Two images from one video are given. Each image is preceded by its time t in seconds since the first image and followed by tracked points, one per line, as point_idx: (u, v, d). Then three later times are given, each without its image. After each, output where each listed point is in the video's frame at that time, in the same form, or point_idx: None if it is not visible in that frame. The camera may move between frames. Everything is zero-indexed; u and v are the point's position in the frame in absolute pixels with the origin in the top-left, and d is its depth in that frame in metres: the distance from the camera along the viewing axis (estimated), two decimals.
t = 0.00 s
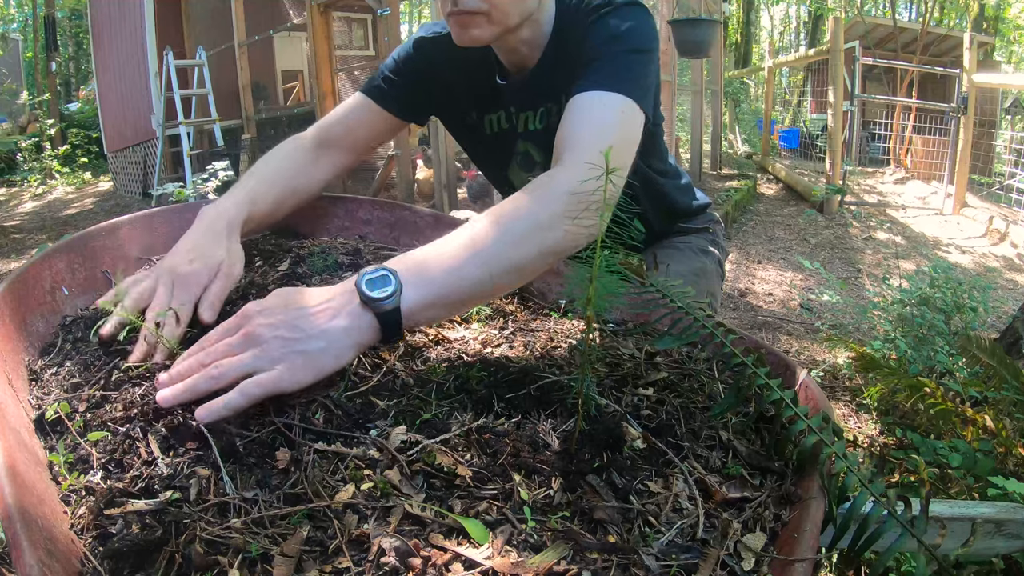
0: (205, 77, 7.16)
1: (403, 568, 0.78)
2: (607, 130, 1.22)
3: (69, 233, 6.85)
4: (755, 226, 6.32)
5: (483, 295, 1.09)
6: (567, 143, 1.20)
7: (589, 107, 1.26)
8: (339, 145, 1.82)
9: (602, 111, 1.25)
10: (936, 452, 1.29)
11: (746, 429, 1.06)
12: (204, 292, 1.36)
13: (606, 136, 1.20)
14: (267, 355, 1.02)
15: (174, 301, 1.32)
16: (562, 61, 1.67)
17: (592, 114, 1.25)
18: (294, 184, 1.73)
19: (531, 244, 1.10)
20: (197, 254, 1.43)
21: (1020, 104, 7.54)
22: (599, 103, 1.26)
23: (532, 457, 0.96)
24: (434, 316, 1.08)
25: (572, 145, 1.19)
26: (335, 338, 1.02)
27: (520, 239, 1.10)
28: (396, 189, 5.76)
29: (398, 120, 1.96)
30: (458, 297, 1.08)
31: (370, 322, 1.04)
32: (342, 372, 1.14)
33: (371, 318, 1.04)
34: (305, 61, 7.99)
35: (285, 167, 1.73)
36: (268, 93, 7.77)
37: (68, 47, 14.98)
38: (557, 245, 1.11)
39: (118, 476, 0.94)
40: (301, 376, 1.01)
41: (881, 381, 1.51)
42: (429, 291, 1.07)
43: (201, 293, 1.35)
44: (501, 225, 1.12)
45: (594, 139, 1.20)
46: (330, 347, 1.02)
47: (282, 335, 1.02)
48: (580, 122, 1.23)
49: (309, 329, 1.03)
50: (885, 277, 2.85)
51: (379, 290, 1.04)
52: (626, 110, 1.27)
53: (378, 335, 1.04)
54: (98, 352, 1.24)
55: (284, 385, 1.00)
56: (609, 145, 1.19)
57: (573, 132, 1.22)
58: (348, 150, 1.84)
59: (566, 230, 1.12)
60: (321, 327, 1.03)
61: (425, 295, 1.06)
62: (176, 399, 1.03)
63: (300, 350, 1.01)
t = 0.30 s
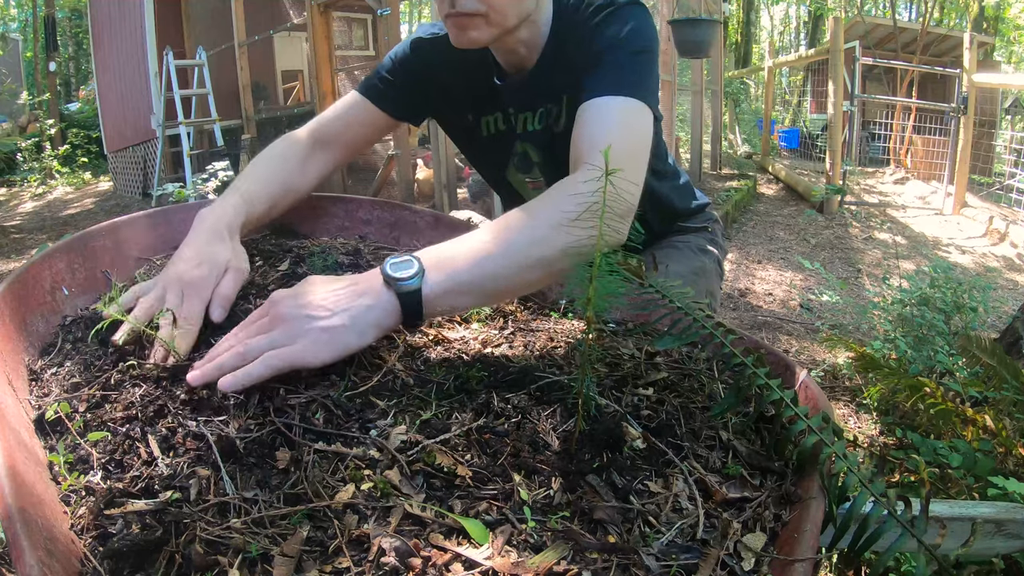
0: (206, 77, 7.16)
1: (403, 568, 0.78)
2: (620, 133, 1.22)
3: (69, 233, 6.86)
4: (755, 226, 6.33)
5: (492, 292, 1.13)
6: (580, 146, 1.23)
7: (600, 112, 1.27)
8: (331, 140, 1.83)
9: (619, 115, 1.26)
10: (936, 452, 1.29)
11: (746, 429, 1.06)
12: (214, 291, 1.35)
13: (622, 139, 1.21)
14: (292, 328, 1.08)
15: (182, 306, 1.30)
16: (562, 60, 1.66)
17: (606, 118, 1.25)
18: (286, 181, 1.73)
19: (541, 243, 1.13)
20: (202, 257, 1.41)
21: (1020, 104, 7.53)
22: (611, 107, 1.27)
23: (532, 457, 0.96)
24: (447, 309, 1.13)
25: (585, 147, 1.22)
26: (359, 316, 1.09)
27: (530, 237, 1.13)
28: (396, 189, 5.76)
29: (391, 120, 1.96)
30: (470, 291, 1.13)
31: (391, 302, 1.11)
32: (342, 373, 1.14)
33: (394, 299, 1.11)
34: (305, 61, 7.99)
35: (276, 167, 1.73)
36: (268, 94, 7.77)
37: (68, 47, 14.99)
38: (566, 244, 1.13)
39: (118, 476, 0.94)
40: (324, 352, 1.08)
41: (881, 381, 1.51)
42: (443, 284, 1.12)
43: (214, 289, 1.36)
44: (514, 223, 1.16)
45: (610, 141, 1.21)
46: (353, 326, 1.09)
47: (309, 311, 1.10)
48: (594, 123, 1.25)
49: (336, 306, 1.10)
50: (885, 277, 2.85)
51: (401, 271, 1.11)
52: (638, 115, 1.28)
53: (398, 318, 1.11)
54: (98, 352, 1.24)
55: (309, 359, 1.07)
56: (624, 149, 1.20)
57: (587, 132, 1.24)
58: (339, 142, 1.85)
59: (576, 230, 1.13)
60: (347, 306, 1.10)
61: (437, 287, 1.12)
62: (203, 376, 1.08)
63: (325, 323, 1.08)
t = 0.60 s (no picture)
0: (205, 77, 7.16)
1: (403, 568, 0.78)
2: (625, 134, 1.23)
3: (69, 233, 6.86)
4: (755, 226, 6.32)
5: (480, 277, 1.15)
6: (579, 137, 1.23)
7: (596, 105, 1.27)
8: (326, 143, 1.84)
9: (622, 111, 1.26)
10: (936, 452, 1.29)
11: (746, 429, 1.06)
12: (225, 293, 1.36)
13: (624, 136, 1.22)
14: (278, 307, 1.14)
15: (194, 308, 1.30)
16: (562, 58, 1.66)
17: (612, 114, 1.25)
18: (286, 178, 1.73)
19: (533, 232, 1.14)
20: (209, 257, 1.41)
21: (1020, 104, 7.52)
22: (611, 101, 1.27)
23: (532, 457, 0.96)
24: (434, 292, 1.17)
25: (584, 137, 1.22)
26: (339, 291, 1.14)
27: (525, 226, 1.15)
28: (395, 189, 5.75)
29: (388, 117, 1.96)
30: (458, 275, 1.15)
31: (374, 281, 1.14)
32: (342, 373, 1.14)
33: (376, 280, 1.14)
34: (305, 61, 7.99)
35: (275, 165, 1.73)
36: (268, 93, 7.77)
37: (68, 47, 14.99)
38: (558, 236, 1.14)
39: (118, 477, 0.94)
40: (308, 326, 1.12)
41: (881, 381, 1.51)
42: (432, 266, 1.16)
43: (225, 292, 1.36)
44: (509, 209, 1.17)
45: (616, 139, 1.21)
46: (334, 300, 1.14)
47: (296, 292, 1.15)
48: (596, 113, 1.26)
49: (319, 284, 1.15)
50: (885, 277, 2.85)
51: (381, 251, 1.16)
52: (638, 109, 1.29)
53: (378, 296, 1.15)
54: (98, 353, 1.24)
55: (292, 330, 1.11)
56: (626, 146, 1.21)
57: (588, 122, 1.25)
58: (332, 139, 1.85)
59: (571, 225, 1.14)
60: (333, 288, 1.15)
61: (426, 270, 1.15)
62: (203, 367, 1.10)
63: (309, 298, 1.14)
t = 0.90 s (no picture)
0: (206, 77, 7.16)
1: (403, 568, 0.78)
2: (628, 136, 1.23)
3: (69, 233, 6.86)
4: (755, 226, 6.32)
5: (478, 273, 1.15)
6: (581, 136, 1.23)
7: (595, 106, 1.27)
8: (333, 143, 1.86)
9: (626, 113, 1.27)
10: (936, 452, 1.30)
11: (746, 428, 1.06)
12: (241, 281, 1.38)
13: (627, 139, 1.22)
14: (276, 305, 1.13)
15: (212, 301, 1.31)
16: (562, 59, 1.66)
17: (615, 115, 1.26)
18: (298, 178, 1.76)
19: (534, 231, 1.15)
20: (224, 247, 1.43)
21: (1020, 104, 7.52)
22: (612, 103, 1.27)
23: (532, 457, 0.96)
24: (429, 287, 1.17)
25: (587, 137, 1.22)
26: (339, 286, 1.13)
27: (525, 224, 1.15)
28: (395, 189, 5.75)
29: (392, 120, 1.98)
30: (455, 271, 1.16)
31: (375, 272, 1.14)
32: (343, 373, 1.14)
33: (379, 271, 1.14)
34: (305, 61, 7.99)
35: (284, 165, 1.75)
36: (268, 93, 7.77)
37: (68, 47, 14.99)
38: (557, 236, 1.15)
39: (118, 476, 0.94)
40: (311, 324, 1.12)
41: (881, 380, 1.51)
42: (430, 262, 1.16)
43: (240, 280, 1.38)
44: (510, 205, 1.18)
45: (620, 141, 1.21)
46: (333, 295, 1.13)
47: (292, 289, 1.14)
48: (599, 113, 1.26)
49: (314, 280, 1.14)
50: (885, 277, 2.85)
51: (383, 242, 1.15)
52: (638, 109, 1.29)
53: (380, 288, 1.15)
54: (97, 353, 1.24)
55: (292, 331, 1.11)
56: (629, 150, 1.21)
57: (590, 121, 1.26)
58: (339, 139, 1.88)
59: (570, 226, 1.15)
60: (331, 281, 1.14)
61: (425, 264, 1.15)
62: (200, 372, 1.10)
63: (308, 295, 1.13)
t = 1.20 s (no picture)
0: (206, 78, 7.15)
1: (403, 568, 0.78)
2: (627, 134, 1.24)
3: (69, 233, 6.86)
4: (755, 226, 6.32)
5: (476, 274, 1.16)
6: (578, 134, 1.23)
7: (591, 106, 1.27)
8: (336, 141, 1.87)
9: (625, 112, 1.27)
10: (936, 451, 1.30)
11: (746, 429, 1.06)
12: (246, 286, 1.36)
13: (624, 138, 1.23)
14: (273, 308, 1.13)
15: (215, 307, 1.30)
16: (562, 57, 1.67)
17: (614, 115, 1.26)
18: (301, 175, 1.76)
19: (531, 231, 1.15)
20: (228, 250, 1.42)
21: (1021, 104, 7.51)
22: (610, 100, 1.27)
23: (532, 457, 0.96)
24: (428, 289, 1.17)
25: (583, 136, 1.22)
26: (337, 288, 1.13)
27: (522, 224, 1.15)
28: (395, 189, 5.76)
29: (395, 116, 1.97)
30: (453, 272, 1.16)
31: (372, 275, 1.14)
32: (342, 373, 1.14)
33: (373, 273, 1.14)
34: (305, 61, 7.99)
35: (288, 164, 1.74)
36: (268, 93, 7.77)
37: (68, 47, 14.98)
38: (554, 235, 1.15)
39: (118, 476, 0.94)
40: (311, 326, 1.12)
41: (881, 380, 1.51)
42: (428, 264, 1.16)
43: (244, 284, 1.37)
44: (506, 206, 1.18)
45: (617, 140, 1.21)
46: (332, 296, 1.13)
47: (293, 290, 1.14)
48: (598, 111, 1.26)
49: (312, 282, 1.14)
50: (885, 277, 2.85)
51: (379, 245, 1.15)
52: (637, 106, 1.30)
53: (377, 291, 1.14)
54: (97, 353, 1.24)
55: (291, 332, 1.11)
56: (627, 148, 1.22)
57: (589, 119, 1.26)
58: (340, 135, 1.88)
59: (567, 225, 1.15)
60: (332, 283, 1.14)
61: (422, 266, 1.16)
62: (201, 373, 1.09)
63: (309, 297, 1.13)
